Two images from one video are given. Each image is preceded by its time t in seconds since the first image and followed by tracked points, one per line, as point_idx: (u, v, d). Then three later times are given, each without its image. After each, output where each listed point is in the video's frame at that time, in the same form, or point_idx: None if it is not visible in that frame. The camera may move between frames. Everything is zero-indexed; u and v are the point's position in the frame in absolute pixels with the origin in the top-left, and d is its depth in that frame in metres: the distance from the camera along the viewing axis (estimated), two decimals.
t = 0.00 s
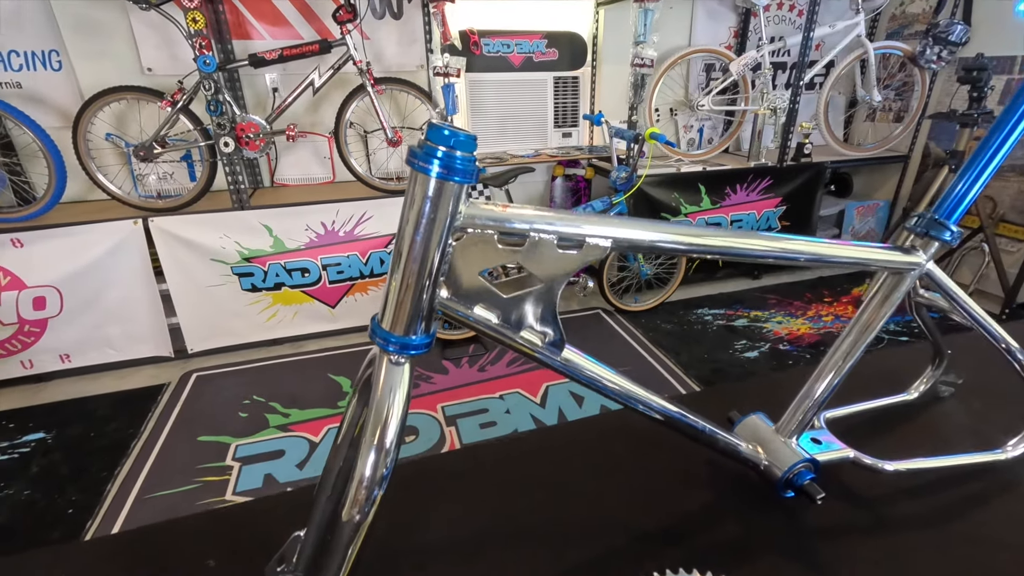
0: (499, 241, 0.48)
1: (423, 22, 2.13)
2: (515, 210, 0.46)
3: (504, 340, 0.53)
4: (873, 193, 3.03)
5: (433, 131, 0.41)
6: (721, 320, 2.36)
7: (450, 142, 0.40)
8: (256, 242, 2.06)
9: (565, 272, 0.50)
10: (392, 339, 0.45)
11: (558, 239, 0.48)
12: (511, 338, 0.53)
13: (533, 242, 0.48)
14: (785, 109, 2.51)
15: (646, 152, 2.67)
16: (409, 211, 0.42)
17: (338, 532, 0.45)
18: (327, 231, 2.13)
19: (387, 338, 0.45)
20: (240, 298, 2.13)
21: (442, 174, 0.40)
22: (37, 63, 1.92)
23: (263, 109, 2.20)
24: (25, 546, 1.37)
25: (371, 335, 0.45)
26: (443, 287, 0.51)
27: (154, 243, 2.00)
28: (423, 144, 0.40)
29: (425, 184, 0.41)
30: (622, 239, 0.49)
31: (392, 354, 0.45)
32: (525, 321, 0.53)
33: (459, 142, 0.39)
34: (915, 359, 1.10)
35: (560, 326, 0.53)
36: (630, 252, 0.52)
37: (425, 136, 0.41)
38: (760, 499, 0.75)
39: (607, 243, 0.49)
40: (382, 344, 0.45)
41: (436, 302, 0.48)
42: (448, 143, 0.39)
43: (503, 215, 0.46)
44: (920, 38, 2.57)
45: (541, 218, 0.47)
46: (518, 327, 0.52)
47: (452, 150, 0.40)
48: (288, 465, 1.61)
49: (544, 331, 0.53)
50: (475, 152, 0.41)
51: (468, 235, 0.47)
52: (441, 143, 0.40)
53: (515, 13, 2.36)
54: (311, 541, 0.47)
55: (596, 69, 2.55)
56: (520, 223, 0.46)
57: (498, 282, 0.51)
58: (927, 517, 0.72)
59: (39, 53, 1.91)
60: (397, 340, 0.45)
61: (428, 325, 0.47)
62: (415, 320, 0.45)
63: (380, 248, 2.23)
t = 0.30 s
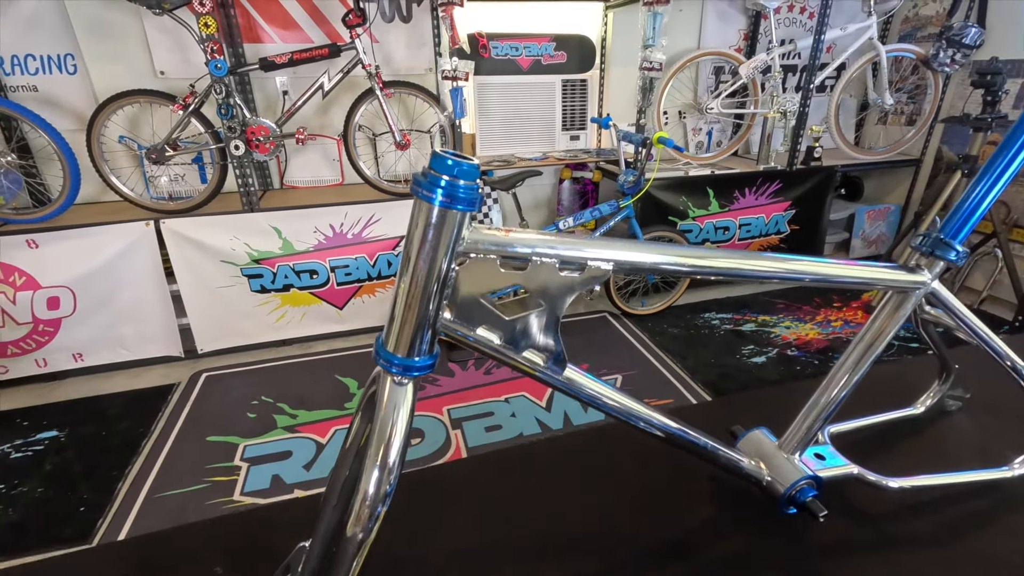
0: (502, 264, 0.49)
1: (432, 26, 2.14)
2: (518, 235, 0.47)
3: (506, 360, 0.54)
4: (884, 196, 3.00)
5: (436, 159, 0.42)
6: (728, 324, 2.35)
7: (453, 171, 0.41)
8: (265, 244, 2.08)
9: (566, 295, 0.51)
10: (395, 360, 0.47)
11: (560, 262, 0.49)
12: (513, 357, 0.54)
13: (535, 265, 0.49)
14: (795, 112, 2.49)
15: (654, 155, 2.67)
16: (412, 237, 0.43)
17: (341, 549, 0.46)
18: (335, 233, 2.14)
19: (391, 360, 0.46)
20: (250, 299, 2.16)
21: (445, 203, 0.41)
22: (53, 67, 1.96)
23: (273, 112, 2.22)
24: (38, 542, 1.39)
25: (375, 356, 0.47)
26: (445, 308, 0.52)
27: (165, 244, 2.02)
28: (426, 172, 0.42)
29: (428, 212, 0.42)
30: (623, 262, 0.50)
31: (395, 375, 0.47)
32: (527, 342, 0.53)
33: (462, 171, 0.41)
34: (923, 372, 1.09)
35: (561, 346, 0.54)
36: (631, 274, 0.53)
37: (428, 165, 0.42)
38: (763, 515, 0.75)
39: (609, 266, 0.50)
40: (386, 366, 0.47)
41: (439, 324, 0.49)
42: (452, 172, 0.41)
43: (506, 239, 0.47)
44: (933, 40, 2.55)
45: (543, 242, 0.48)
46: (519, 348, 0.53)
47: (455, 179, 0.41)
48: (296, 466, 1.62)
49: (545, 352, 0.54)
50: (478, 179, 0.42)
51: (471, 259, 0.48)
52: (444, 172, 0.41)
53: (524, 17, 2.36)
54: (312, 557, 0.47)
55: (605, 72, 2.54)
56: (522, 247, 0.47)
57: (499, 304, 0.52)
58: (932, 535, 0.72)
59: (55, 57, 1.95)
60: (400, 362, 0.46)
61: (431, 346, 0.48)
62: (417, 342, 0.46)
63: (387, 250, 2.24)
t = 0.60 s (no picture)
0: (491, 274, 0.49)
1: (439, 26, 2.14)
2: (508, 244, 0.47)
3: (499, 371, 0.55)
4: (895, 198, 2.96)
5: (425, 168, 0.41)
6: (736, 327, 2.33)
7: (441, 180, 0.40)
8: (272, 244, 2.09)
9: (560, 305, 0.51)
10: (384, 371, 0.47)
11: (553, 272, 0.49)
12: (506, 369, 0.54)
13: (526, 275, 0.49)
14: (805, 113, 2.47)
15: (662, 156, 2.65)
16: (401, 247, 0.43)
17: (327, 562, 0.46)
18: (341, 233, 2.15)
19: (379, 371, 0.46)
20: (256, 299, 2.17)
21: (432, 213, 0.41)
22: (64, 67, 1.98)
23: (280, 112, 2.22)
24: (45, 539, 1.40)
25: (363, 366, 0.47)
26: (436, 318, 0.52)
27: (173, 244, 2.04)
28: (414, 181, 0.41)
29: (416, 221, 0.42)
30: (617, 272, 0.50)
31: (383, 386, 0.47)
32: (520, 353, 0.54)
33: (450, 180, 0.40)
34: (932, 381, 1.07)
35: (555, 359, 0.54)
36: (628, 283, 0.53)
37: (416, 174, 0.42)
38: (764, 527, 0.74)
39: (603, 276, 0.50)
40: (374, 377, 0.47)
41: (428, 335, 0.49)
42: (439, 181, 0.40)
43: (496, 249, 0.47)
44: (947, 40, 2.51)
45: (534, 252, 0.48)
46: (511, 359, 0.54)
47: (443, 189, 0.40)
48: (299, 466, 1.63)
49: (538, 363, 0.55)
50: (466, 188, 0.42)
51: (461, 269, 0.48)
52: (432, 181, 0.40)
53: (531, 17, 2.36)
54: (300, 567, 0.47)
55: (612, 72, 2.53)
56: (512, 257, 0.47)
57: (490, 313, 0.52)
58: (939, 551, 0.70)
59: (66, 58, 1.97)
60: (389, 372, 0.47)
61: (421, 357, 0.48)
62: (405, 353, 0.46)
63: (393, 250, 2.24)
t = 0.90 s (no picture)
0: (496, 275, 0.49)
1: (449, 26, 2.14)
2: (512, 245, 0.48)
3: (503, 371, 0.55)
4: (908, 201, 2.92)
5: (430, 170, 0.42)
6: (744, 329, 2.31)
7: (445, 182, 0.41)
8: (281, 243, 2.11)
9: (564, 306, 0.51)
10: (388, 370, 0.47)
11: (557, 274, 0.49)
12: (510, 370, 0.55)
13: (530, 275, 0.49)
14: (816, 114, 2.44)
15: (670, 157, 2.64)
16: (405, 247, 0.44)
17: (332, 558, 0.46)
18: (350, 232, 2.16)
19: (383, 370, 0.47)
20: (265, 297, 2.19)
21: (437, 215, 0.41)
22: (80, 67, 2.01)
23: (290, 112, 2.24)
24: (57, 532, 1.43)
25: (368, 366, 0.48)
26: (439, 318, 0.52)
27: (184, 242, 2.06)
28: (419, 183, 0.42)
29: (421, 222, 0.42)
30: (621, 273, 0.50)
31: (387, 385, 0.47)
32: (524, 354, 0.54)
33: (454, 182, 0.41)
34: (941, 386, 1.06)
35: (559, 360, 0.54)
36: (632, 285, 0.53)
37: (421, 175, 0.42)
38: (769, 530, 0.74)
39: (606, 277, 0.50)
40: (379, 375, 0.47)
41: (432, 335, 0.49)
42: (443, 183, 0.40)
43: (499, 250, 0.47)
44: (962, 41, 2.48)
45: (539, 253, 0.48)
46: (515, 359, 0.54)
47: (447, 191, 0.41)
48: (307, 463, 1.64)
49: (541, 363, 0.55)
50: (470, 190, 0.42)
51: (465, 270, 0.49)
52: (436, 183, 0.41)
53: (540, 17, 2.36)
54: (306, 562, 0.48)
55: (621, 73, 2.52)
56: (516, 258, 0.47)
57: (493, 314, 0.52)
58: (946, 557, 0.69)
59: (82, 58, 2.00)
60: (393, 371, 0.47)
61: (425, 356, 0.48)
62: (408, 353, 0.47)
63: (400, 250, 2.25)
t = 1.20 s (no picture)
0: (492, 280, 0.50)
1: (456, 27, 2.15)
2: (508, 250, 0.48)
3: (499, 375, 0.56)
4: (918, 202, 2.89)
5: (426, 177, 0.43)
6: (751, 331, 2.30)
7: (441, 189, 0.42)
8: (289, 242, 2.13)
9: (559, 311, 0.52)
10: (385, 374, 0.47)
11: (552, 278, 0.50)
12: (506, 373, 0.55)
13: (525, 280, 0.50)
14: (825, 114, 2.42)
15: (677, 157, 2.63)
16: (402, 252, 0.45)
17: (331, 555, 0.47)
18: (357, 232, 2.18)
19: (382, 374, 0.47)
20: (273, 296, 2.21)
21: (432, 221, 0.42)
22: (93, 69, 2.04)
23: (299, 113, 2.26)
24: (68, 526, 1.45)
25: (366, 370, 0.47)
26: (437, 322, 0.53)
27: (193, 241, 2.08)
28: (415, 190, 0.43)
29: (416, 227, 0.43)
30: (616, 278, 0.51)
31: (385, 388, 0.47)
32: (520, 358, 0.55)
33: (449, 189, 0.42)
34: (947, 392, 1.05)
35: (555, 365, 0.55)
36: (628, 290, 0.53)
37: (417, 182, 0.43)
38: (769, 535, 0.74)
39: (601, 282, 0.51)
40: (376, 379, 0.47)
41: (429, 338, 0.50)
42: (439, 190, 0.42)
43: (495, 256, 0.48)
44: (975, 41, 2.45)
45: (534, 259, 0.48)
46: (511, 363, 0.55)
47: (443, 197, 0.42)
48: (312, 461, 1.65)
49: (537, 367, 0.56)
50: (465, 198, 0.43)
51: (462, 275, 0.49)
52: (433, 190, 0.42)
53: (548, 17, 2.36)
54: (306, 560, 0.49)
55: (629, 73, 2.52)
56: (512, 263, 0.48)
57: (489, 318, 0.53)
58: (948, 564, 0.69)
59: (95, 59, 2.03)
60: (390, 375, 0.47)
61: (421, 359, 0.50)
62: (404, 356, 0.48)
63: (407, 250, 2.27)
